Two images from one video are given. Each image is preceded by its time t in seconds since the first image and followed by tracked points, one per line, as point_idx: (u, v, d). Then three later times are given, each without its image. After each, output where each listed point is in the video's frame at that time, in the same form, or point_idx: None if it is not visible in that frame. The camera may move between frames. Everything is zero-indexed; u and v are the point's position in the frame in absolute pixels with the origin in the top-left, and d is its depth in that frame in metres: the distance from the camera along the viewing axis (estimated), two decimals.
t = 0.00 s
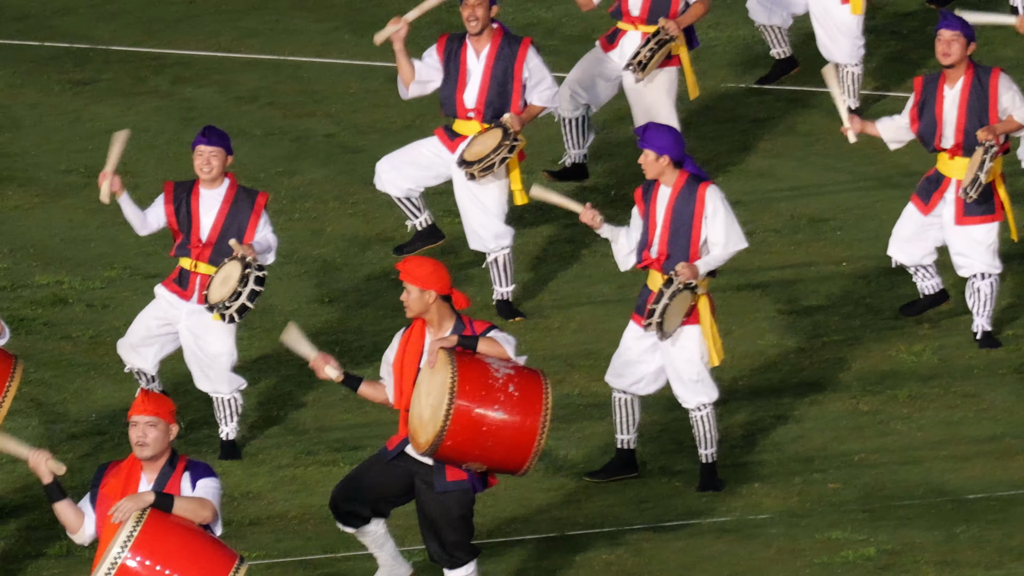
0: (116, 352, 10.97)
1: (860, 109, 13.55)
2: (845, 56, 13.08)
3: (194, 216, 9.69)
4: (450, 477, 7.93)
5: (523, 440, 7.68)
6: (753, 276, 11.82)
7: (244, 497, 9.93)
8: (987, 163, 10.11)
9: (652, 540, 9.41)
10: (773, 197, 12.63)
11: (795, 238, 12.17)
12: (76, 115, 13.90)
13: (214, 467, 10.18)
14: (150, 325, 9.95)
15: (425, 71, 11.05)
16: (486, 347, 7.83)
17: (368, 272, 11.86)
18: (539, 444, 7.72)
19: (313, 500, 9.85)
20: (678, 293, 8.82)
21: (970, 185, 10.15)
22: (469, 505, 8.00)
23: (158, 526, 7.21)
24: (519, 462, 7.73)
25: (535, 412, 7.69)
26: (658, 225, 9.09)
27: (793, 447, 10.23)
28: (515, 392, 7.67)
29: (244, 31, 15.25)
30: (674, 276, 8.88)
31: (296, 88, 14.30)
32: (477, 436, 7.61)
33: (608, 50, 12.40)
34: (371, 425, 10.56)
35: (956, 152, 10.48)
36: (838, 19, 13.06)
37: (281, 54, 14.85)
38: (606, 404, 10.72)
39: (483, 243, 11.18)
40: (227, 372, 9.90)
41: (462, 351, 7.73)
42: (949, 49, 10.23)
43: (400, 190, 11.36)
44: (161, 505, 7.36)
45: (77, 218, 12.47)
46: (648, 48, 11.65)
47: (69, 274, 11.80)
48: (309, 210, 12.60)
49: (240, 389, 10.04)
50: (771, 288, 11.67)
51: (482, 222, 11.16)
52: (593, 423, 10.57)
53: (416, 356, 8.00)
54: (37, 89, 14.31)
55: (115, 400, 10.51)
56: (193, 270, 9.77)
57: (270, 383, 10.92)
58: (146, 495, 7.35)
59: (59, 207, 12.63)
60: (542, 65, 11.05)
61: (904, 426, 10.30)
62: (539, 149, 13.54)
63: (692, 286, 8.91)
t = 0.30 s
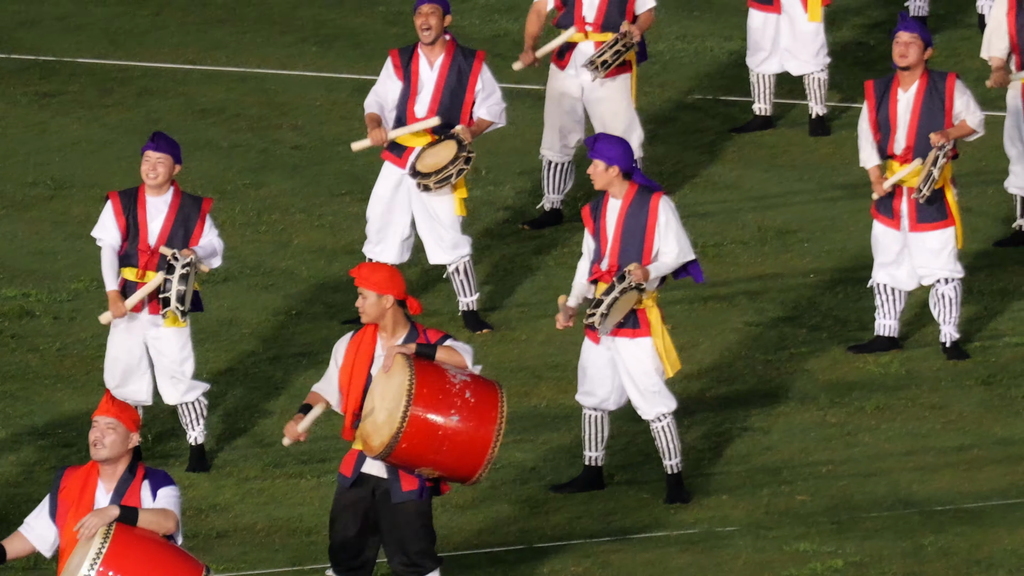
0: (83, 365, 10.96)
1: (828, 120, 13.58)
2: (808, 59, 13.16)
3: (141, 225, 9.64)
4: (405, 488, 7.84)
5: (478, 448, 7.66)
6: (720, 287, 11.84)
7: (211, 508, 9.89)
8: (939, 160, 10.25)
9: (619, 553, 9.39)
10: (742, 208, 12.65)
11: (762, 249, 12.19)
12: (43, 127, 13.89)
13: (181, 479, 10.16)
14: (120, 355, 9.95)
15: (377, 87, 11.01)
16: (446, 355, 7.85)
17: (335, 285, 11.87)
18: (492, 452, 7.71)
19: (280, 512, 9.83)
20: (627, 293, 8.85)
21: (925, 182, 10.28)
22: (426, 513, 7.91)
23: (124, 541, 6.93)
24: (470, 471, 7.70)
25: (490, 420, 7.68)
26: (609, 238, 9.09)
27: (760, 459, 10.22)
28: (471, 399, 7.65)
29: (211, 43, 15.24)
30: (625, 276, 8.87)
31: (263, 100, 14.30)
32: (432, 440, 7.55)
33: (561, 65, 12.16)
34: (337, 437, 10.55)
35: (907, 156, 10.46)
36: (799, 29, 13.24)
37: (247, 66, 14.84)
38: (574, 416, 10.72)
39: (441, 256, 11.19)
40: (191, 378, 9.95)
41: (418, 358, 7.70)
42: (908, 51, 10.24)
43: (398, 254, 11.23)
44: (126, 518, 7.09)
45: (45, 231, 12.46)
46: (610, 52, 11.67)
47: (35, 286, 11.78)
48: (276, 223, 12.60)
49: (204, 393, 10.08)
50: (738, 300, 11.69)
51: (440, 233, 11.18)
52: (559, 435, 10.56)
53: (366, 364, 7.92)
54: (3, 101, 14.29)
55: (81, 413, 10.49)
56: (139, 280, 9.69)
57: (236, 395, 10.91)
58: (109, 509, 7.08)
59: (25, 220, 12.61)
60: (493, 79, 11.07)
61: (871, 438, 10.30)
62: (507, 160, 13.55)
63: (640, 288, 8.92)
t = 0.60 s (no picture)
0: (62, 381, 10.95)
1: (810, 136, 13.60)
2: (794, 75, 13.16)
3: (123, 241, 9.75)
4: (381, 505, 7.89)
5: (465, 469, 7.83)
6: (700, 303, 11.84)
7: (191, 526, 9.87)
8: (933, 205, 10.15)
9: (599, 569, 9.36)
10: (722, 225, 12.66)
11: (742, 266, 12.20)
12: (24, 145, 13.90)
13: (160, 496, 10.14)
14: (94, 370, 9.97)
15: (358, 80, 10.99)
16: (435, 376, 7.97)
17: (315, 302, 11.87)
18: (479, 472, 7.89)
19: (259, 529, 9.80)
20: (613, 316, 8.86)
21: (916, 225, 10.21)
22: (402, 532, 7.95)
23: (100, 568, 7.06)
24: (455, 492, 7.86)
25: (479, 440, 7.86)
26: (569, 253, 9.17)
27: (740, 476, 10.20)
28: (462, 420, 7.81)
29: (191, 60, 15.25)
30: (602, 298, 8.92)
31: (243, 117, 14.31)
32: (424, 459, 7.69)
33: (539, 85, 12.22)
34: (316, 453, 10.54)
35: (885, 177, 10.50)
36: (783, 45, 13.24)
37: (227, 83, 14.86)
38: (554, 433, 10.70)
39: (422, 269, 11.23)
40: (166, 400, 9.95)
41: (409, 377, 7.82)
42: (893, 71, 10.21)
43: (382, 269, 11.25)
44: (105, 541, 7.19)
45: (25, 248, 12.46)
46: (600, 64, 11.65)
47: (16, 304, 11.78)
48: (256, 239, 12.61)
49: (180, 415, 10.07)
50: (718, 316, 11.70)
51: (419, 245, 11.20)
52: (538, 452, 10.56)
53: (346, 381, 8.05)
54: None
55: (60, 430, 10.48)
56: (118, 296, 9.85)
57: (215, 413, 10.90)
58: (90, 531, 7.18)
59: (5, 237, 12.61)
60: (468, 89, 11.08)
61: (851, 455, 10.29)
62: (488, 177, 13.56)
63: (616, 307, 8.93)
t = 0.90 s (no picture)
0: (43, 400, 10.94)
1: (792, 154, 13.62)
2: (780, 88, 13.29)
3: (116, 260, 9.76)
4: (378, 522, 8.00)
5: (461, 482, 7.80)
6: (680, 322, 11.86)
7: (171, 544, 9.86)
8: (932, 230, 10.03)
9: None
10: (702, 243, 12.69)
11: (722, 284, 12.22)
12: (5, 164, 13.89)
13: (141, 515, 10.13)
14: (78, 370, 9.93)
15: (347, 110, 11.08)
16: (418, 392, 7.93)
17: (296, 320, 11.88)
18: (477, 484, 7.86)
19: (240, 547, 9.78)
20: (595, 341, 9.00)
21: (919, 251, 10.12)
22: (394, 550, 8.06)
23: None
24: (459, 501, 7.86)
25: (473, 451, 7.82)
26: (557, 273, 9.20)
27: (721, 494, 10.20)
28: (452, 434, 7.78)
29: (170, 78, 15.26)
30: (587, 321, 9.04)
31: (223, 135, 14.32)
32: (419, 480, 7.68)
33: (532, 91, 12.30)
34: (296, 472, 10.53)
35: (880, 194, 10.54)
36: (771, 61, 13.27)
37: (207, 101, 14.87)
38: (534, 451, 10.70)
39: (411, 283, 11.23)
40: (150, 415, 9.87)
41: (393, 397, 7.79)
42: (880, 86, 10.27)
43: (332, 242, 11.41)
44: (87, 554, 7.31)
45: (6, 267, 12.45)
46: (576, 94, 11.58)
47: None
48: (235, 258, 12.61)
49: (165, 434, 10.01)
50: (698, 334, 11.71)
51: (411, 262, 11.20)
52: (518, 470, 10.55)
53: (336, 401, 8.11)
54: None
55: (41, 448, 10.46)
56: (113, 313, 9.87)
57: (195, 431, 10.90)
58: (71, 544, 7.31)
59: None
60: (463, 101, 11.09)
61: (831, 472, 10.30)
62: (469, 195, 13.58)
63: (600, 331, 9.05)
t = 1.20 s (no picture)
0: (23, 413, 10.94)
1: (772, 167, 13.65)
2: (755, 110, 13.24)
3: (82, 276, 9.73)
4: (349, 543, 7.94)
5: (421, 498, 7.79)
6: (660, 335, 11.87)
7: (151, 557, 9.83)
8: (880, 217, 10.29)
9: None
10: (681, 256, 12.70)
11: (702, 297, 12.23)
12: None
13: (121, 527, 10.11)
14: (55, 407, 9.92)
15: (320, 146, 11.01)
16: (380, 409, 7.88)
17: (275, 334, 11.89)
18: (434, 501, 7.84)
19: (220, 560, 9.76)
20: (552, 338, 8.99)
21: (868, 240, 10.33)
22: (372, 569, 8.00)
23: None
24: (416, 520, 7.82)
25: (429, 468, 7.80)
26: (547, 286, 9.20)
27: (701, 506, 10.19)
28: (410, 449, 7.76)
29: (150, 91, 15.27)
30: (553, 324, 9.01)
31: (203, 148, 14.33)
32: (376, 494, 7.67)
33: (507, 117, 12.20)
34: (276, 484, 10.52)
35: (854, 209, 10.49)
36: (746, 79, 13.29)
37: (186, 114, 14.88)
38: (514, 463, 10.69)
39: (385, 310, 11.21)
40: (126, 434, 9.90)
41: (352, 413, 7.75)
42: (850, 102, 10.30)
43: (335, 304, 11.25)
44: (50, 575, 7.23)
45: None
46: (543, 107, 11.68)
47: None
48: (213, 272, 12.62)
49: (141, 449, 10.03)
50: (678, 347, 11.72)
51: (384, 285, 11.19)
52: (497, 482, 10.55)
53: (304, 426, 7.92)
54: None
55: (21, 462, 10.45)
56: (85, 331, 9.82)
57: (175, 443, 10.89)
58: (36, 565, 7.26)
59: None
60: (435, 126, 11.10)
61: (811, 485, 10.29)
62: (449, 209, 13.59)
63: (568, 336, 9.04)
